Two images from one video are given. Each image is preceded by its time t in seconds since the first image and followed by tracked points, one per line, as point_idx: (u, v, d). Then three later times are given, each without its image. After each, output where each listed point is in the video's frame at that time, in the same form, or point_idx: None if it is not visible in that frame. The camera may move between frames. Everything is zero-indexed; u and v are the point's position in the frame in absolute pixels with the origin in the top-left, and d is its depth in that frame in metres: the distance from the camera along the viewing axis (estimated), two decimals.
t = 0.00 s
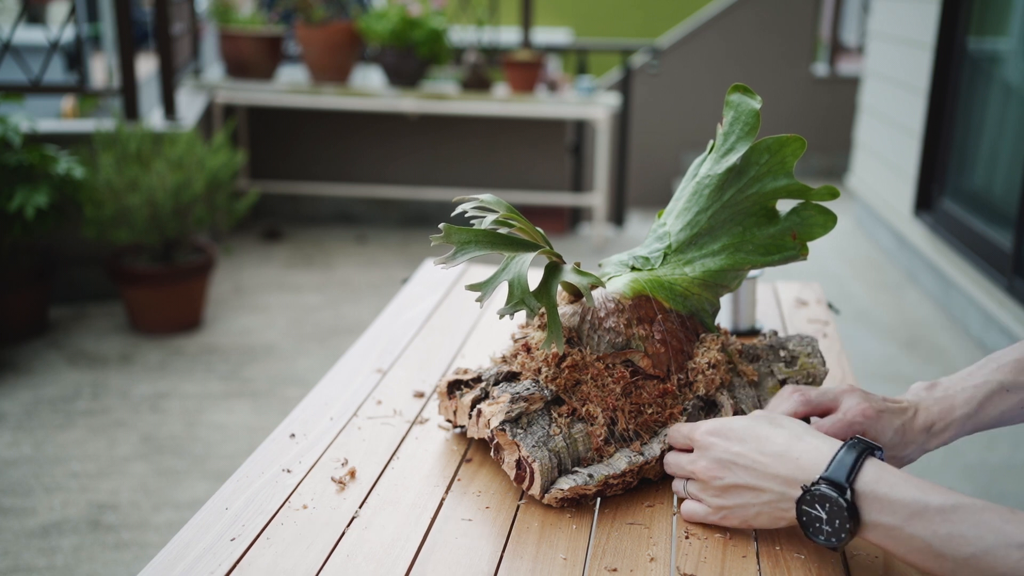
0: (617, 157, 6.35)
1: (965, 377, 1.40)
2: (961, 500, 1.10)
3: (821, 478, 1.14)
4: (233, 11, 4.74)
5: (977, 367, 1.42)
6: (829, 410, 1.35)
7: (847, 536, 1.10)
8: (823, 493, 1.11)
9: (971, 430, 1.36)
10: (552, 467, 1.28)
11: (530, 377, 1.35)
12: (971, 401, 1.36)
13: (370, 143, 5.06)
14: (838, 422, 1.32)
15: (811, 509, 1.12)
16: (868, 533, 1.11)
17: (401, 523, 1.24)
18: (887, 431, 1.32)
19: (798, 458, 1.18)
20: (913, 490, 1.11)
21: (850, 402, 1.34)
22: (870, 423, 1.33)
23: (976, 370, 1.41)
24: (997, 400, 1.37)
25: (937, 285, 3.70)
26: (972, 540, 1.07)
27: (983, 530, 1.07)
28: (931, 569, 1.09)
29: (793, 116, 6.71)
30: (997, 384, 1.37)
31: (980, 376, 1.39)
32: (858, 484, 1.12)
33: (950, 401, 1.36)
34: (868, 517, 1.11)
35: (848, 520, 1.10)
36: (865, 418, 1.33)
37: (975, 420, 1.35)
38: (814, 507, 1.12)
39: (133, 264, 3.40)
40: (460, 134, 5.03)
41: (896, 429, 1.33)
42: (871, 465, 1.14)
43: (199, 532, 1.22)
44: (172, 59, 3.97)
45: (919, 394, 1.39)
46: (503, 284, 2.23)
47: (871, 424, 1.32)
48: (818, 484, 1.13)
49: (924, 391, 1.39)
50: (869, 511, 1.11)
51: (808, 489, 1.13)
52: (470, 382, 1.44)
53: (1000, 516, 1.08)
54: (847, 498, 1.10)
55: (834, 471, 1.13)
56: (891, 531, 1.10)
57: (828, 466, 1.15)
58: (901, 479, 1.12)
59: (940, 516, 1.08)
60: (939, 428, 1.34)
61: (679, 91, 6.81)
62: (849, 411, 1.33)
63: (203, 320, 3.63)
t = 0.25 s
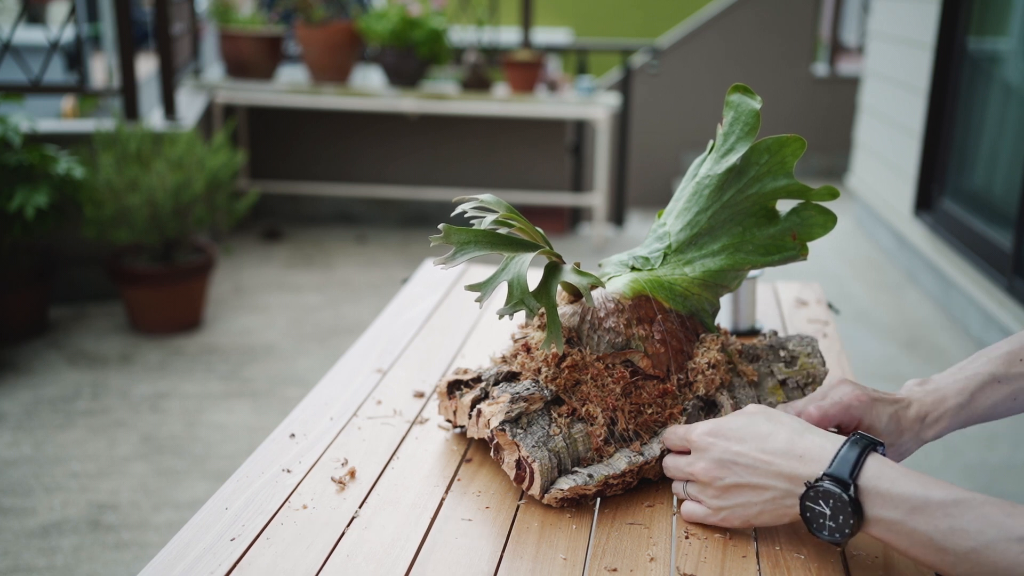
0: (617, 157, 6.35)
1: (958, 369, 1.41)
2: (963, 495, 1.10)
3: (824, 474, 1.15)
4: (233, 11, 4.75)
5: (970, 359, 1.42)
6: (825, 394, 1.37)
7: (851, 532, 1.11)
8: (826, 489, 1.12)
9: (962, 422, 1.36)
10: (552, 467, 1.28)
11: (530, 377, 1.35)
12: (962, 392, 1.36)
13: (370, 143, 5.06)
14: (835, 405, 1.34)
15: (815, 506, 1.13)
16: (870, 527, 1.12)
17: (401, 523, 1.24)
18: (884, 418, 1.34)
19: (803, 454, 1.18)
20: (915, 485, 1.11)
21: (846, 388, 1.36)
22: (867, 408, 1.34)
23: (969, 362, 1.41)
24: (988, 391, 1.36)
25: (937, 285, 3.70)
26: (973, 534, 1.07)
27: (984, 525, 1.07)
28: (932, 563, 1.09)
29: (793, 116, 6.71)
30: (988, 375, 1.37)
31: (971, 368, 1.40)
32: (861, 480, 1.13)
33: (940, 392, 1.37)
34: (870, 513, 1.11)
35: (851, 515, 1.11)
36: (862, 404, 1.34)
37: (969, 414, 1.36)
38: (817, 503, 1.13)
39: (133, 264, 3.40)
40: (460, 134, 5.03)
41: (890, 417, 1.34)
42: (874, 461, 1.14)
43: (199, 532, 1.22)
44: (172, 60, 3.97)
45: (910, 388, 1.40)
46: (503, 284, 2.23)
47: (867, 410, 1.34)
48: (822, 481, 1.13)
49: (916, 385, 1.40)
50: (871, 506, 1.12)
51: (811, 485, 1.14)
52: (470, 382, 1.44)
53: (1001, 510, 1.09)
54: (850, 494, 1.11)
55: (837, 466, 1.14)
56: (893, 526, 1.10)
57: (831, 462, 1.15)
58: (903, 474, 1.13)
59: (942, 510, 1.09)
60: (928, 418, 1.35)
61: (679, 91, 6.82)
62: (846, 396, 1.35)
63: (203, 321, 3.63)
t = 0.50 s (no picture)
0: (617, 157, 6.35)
1: (999, 385, 1.48)
2: (970, 492, 1.13)
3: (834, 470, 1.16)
4: (233, 11, 4.74)
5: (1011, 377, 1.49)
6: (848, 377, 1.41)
7: (860, 526, 1.13)
8: (838, 483, 1.13)
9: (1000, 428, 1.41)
10: (552, 467, 1.28)
11: (531, 377, 1.35)
12: (1002, 404, 1.43)
13: (370, 143, 5.06)
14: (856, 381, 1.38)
15: (824, 501, 1.14)
16: (879, 523, 1.13)
17: (401, 523, 1.24)
18: (904, 407, 1.38)
19: (815, 453, 1.20)
20: (925, 481, 1.14)
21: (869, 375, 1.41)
22: (887, 393, 1.38)
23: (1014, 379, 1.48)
24: None
25: (937, 285, 3.70)
26: (981, 529, 1.10)
27: (990, 520, 1.11)
28: (939, 559, 1.11)
29: (793, 116, 6.71)
30: None
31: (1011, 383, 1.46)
32: (872, 477, 1.15)
33: (982, 401, 1.43)
34: (879, 509, 1.13)
35: (863, 509, 1.12)
36: (882, 388, 1.38)
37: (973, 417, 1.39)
38: (827, 498, 1.14)
39: (133, 264, 3.40)
40: (460, 134, 5.03)
41: (916, 411, 1.39)
42: (885, 460, 1.17)
43: (199, 532, 1.22)
44: (171, 60, 3.97)
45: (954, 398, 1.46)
46: (503, 284, 2.23)
47: (887, 394, 1.38)
48: (833, 475, 1.15)
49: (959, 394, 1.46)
50: (881, 502, 1.13)
51: (822, 480, 1.15)
52: (470, 382, 1.44)
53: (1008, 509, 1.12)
54: (862, 488, 1.13)
55: (849, 462, 1.16)
56: (902, 522, 1.12)
57: (840, 460, 1.17)
58: (913, 473, 1.15)
59: (951, 506, 1.12)
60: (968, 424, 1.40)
61: (679, 91, 6.82)
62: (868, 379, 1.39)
63: (203, 320, 3.63)
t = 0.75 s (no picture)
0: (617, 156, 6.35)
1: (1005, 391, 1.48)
2: (972, 494, 1.15)
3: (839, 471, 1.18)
4: (233, 11, 4.74)
5: None
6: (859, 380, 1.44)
7: (864, 526, 1.14)
8: (844, 482, 1.15)
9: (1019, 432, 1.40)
10: (553, 467, 1.28)
11: (531, 377, 1.36)
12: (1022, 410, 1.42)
13: (370, 143, 5.06)
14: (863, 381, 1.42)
15: (828, 499, 1.16)
16: (883, 525, 1.14)
17: (401, 523, 1.24)
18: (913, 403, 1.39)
19: (821, 456, 1.21)
20: (927, 482, 1.15)
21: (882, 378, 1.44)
22: (896, 392, 1.40)
23: None
24: None
25: (937, 285, 3.70)
26: (983, 528, 1.11)
27: (992, 520, 1.12)
28: (940, 560, 1.12)
29: (793, 116, 6.71)
30: None
31: None
32: (877, 478, 1.16)
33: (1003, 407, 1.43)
34: (883, 509, 1.14)
35: (866, 508, 1.13)
36: (891, 387, 1.41)
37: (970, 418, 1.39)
38: (831, 497, 1.16)
39: (133, 264, 3.40)
40: (460, 134, 5.03)
41: (924, 408, 1.39)
42: (890, 464, 1.18)
43: (200, 532, 1.22)
44: (172, 59, 3.97)
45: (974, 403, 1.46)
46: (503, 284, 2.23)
47: (895, 393, 1.40)
48: (838, 476, 1.17)
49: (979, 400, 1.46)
50: (884, 502, 1.15)
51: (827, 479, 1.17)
52: (470, 382, 1.44)
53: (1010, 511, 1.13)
54: (866, 487, 1.14)
55: (854, 464, 1.18)
56: (904, 522, 1.13)
57: (846, 462, 1.19)
58: (916, 475, 1.17)
59: (953, 505, 1.13)
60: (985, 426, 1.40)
61: (679, 91, 6.82)
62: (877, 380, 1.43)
63: (203, 320, 3.63)
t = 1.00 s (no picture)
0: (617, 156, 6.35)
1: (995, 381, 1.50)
2: (976, 496, 1.16)
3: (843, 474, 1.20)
4: (233, 11, 4.74)
5: None
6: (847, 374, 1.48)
7: (868, 528, 1.15)
8: (848, 484, 1.17)
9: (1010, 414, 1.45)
10: (553, 467, 1.28)
11: (532, 377, 1.36)
12: (1010, 391, 1.47)
13: (370, 143, 5.06)
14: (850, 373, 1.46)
15: (833, 502, 1.17)
16: (887, 526, 1.15)
17: (401, 523, 1.24)
18: (902, 389, 1.44)
19: (827, 459, 1.23)
20: (931, 485, 1.17)
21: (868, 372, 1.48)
22: (884, 381, 1.45)
23: None
24: None
25: (937, 285, 3.69)
26: (986, 529, 1.12)
27: (996, 521, 1.13)
28: (944, 561, 1.12)
29: (793, 116, 6.71)
30: None
31: None
32: (881, 481, 1.18)
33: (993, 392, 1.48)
34: (887, 511, 1.16)
35: (870, 510, 1.15)
36: (879, 377, 1.45)
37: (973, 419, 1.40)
38: (836, 499, 1.17)
39: (133, 264, 3.40)
40: (460, 134, 5.03)
41: (913, 394, 1.44)
42: (895, 467, 1.20)
43: (200, 532, 1.22)
44: (172, 59, 3.97)
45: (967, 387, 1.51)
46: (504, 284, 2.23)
47: (882, 382, 1.45)
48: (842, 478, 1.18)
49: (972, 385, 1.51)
50: (889, 504, 1.16)
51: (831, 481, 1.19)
52: (470, 382, 1.44)
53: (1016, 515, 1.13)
54: (870, 490, 1.16)
55: (858, 466, 1.19)
56: (908, 523, 1.14)
57: (850, 465, 1.21)
58: (919, 477, 1.19)
59: (958, 507, 1.14)
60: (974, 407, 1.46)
61: (679, 91, 6.82)
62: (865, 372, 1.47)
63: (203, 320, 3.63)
